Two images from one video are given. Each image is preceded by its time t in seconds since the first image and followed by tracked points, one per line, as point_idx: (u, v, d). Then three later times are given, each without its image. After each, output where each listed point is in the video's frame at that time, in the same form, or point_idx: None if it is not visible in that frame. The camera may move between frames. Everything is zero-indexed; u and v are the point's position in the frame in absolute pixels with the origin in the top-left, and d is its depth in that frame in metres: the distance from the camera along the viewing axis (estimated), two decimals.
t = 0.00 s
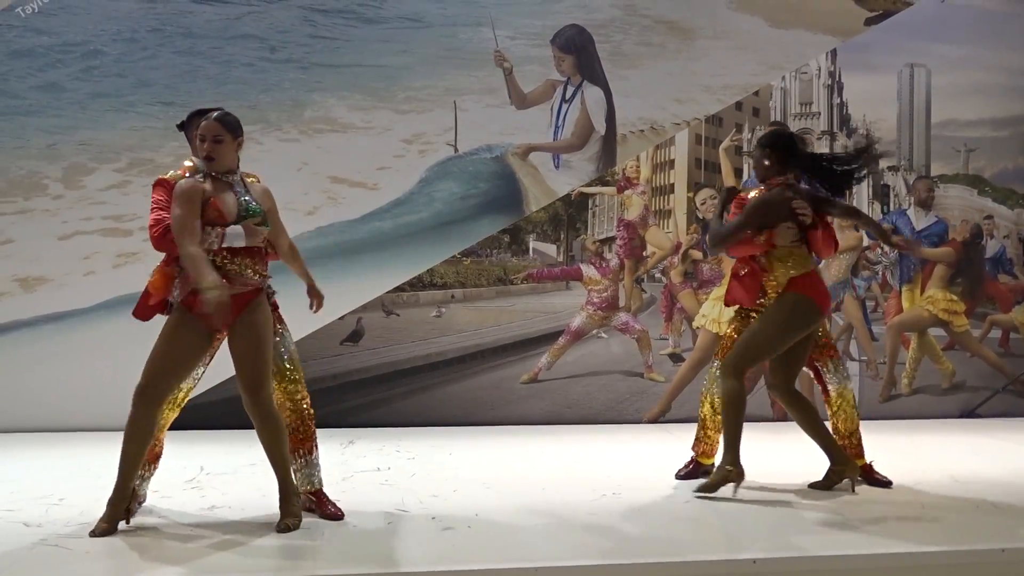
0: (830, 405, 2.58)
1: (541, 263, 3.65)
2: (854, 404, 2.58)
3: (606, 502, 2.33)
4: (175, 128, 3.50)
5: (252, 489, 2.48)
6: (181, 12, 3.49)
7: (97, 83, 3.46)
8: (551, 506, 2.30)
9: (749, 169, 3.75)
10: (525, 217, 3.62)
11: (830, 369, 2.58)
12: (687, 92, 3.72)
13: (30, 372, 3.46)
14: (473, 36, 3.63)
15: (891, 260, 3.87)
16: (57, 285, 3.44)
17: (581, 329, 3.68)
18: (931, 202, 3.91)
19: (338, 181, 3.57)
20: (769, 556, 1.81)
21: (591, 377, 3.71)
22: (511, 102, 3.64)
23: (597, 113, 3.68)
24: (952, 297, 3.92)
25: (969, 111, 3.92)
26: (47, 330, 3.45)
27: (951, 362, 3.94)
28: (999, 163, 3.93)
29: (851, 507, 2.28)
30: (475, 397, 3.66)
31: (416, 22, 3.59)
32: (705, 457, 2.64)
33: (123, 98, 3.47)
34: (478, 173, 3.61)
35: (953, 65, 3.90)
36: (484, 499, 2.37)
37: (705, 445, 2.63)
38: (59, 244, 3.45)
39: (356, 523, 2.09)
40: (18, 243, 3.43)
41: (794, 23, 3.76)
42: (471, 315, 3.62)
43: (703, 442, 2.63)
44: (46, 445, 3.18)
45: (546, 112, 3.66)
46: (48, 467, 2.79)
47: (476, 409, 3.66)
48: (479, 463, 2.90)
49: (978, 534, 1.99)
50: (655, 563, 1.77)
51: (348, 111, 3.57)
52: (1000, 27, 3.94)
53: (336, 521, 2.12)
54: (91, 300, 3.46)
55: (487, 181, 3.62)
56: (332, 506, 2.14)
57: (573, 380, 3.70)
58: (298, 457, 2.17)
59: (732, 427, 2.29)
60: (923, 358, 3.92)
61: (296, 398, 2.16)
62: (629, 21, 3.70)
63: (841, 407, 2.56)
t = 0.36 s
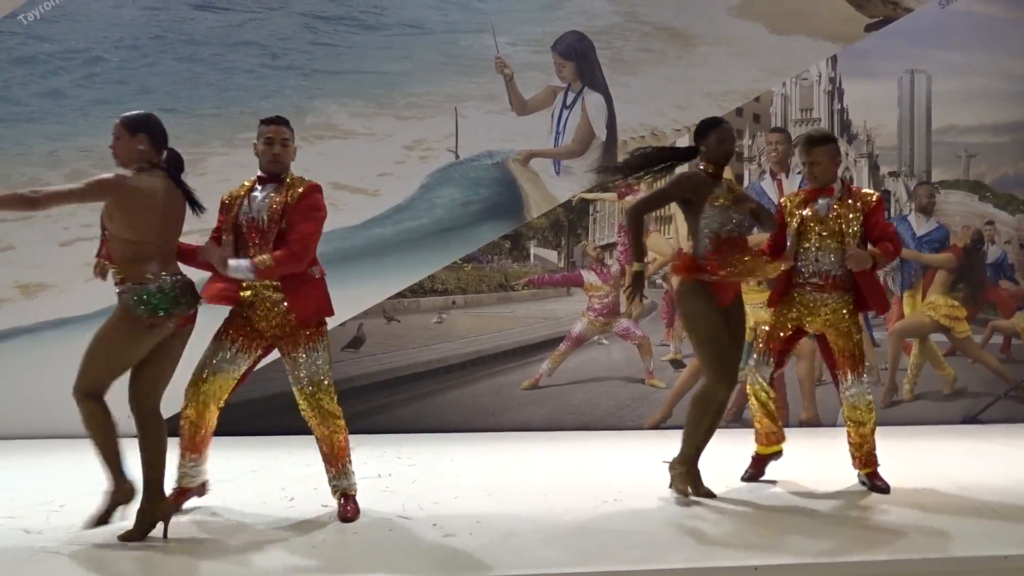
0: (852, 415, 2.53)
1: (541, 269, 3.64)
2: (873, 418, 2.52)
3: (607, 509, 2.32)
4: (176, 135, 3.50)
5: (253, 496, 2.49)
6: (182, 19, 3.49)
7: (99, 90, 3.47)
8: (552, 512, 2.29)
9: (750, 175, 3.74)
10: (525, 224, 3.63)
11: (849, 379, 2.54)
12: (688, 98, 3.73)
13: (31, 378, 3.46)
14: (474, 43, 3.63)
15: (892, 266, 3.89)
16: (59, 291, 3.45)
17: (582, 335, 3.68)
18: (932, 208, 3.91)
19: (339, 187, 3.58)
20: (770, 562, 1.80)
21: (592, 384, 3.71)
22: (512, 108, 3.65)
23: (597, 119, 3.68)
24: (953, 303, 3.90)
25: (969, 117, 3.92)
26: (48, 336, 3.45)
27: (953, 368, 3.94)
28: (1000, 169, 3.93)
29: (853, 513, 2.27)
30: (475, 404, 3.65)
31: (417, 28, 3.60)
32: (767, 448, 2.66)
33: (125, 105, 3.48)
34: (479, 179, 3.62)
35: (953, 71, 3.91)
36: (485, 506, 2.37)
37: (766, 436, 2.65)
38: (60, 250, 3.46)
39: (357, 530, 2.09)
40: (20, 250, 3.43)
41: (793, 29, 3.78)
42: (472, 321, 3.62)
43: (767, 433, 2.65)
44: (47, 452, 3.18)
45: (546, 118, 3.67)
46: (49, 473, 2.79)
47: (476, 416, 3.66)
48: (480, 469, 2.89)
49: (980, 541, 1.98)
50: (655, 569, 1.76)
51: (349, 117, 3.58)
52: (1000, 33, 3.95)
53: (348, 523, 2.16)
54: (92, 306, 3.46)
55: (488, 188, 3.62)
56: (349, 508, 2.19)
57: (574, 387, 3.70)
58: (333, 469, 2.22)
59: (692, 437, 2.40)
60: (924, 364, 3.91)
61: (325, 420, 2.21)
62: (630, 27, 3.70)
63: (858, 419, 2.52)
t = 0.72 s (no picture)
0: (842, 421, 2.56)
1: (542, 276, 3.62)
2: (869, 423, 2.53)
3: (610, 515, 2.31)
4: (178, 143, 3.51)
5: (255, 503, 2.47)
6: (184, 28, 3.50)
7: (100, 99, 3.47)
8: (554, 519, 2.29)
9: (751, 182, 3.76)
10: (527, 230, 3.64)
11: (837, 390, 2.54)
12: (688, 105, 3.73)
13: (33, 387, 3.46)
14: (475, 50, 3.64)
15: (892, 271, 3.90)
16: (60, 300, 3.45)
17: (584, 341, 3.67)
18: (933, 213, 3.91)
19: (340, 194, 3.58)
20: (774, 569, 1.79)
21: (595, 391, 3.70)
22: (512, 116, 3.66)
23: (598, 126, 3.69)
24: (955, 308, 3.92)
25: (969, 122, 3.92)
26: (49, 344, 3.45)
27: (955, 373, 3.93)
28: (1000, 175, 3.93)
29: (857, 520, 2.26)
30: (478, 410, 3.65)
31: (418, 36, 3.61)
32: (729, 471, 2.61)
33: (126, 113, 3.48)
34: (480, 186, 3.62)
35: (953, 76, 3.91)
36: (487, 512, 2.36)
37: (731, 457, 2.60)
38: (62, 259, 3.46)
39: (358, 537, 2.08)
40: (21, 258, 3.43)
41: (793, 35, 3.78)
42: (473, 328, 3.63)
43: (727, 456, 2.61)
44: (49, 460, 3.18)
45: (547, 125, 3.67)
46: (51, 482, 2.79)
47: (478, 423, 3.66)
48: (482, 476, 2.89)
49: (983, 547, 1.97)
50: None
51: (351, 124, 3.58)
52: (1000, 38, 3.95)
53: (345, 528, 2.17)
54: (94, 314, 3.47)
55: (489, 195, 3.62)
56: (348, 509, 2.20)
57: (577, 394, 3.69)
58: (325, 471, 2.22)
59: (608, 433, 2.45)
60: (927, 369, 3.91)
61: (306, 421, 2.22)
62: (630, 34, 3.71)
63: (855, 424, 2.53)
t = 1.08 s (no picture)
0: (861, 419, 2.58)
1: (550, 281, 3.64)
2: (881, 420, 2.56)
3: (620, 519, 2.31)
4: (185, 149, 3.52)
5: (264, 510, 2.47)
6: (190, 35, 3.51)
7: (107, 106, 3.48)
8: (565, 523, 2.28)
9: (757, 185, 3.78)
10: (533, 234, 3.63)
11: (859, 386, 2.56)
12: (694, 109, 3.73)
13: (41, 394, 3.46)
14: (480, 55, 3.65)
15: (900, 274, 3.88)
16: (68, 307, 3.45)
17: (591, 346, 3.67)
18: (940, 217, 3.91)
19: (347, 200, 3.58)
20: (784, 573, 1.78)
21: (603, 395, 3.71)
22: (519, 121, 3.66)
23: (604, 130, 3.68)
24: (963, 311, 3.91)
25: (975, 125, 3.92)
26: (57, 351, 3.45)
27: (963, 376, 3.93)
28: (1006, 177, 3.94)
29: (867, 523, 2.25)
30: (485, 415, 3.65)
31: (423, 42, 3.62)
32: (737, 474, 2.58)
33: (133, 121, 3.49)
34: (487, 191, 3.62)
35: (958, 79, 3.91)
36: (496, 517, 2.36)
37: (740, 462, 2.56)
38: (70, 266, 3.46)
39: (367, 543, 2.08)
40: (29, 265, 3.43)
41: (798, 39, 3.78)
42: (481, 333, 3.63)
43: (734, 462, 2.58)
44: (58, 467, 3.18)
45: (553, 130, 3.68)
46: (58, 488, 2.79)
47: (487, 427, 3.65)
48: (492, 481, 2.88)
49: (995, 551, 1.96)
50: None
51: (357, 130, 3.59)
52: (1005, 42, 3.95)
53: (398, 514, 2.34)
54: (102, 321, 3.47)
55: (496, 200, 3.63)
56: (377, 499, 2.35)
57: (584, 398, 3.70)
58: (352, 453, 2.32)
59: (568, 443, 2.36)
60: (934, 372, 3.91)
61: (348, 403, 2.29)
62: (635, 38, 3.72)
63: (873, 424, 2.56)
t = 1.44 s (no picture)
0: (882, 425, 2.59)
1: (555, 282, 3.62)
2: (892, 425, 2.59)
3: (626, 520, 2.31)
4: (191, 152, 3.53)
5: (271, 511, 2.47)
6: (196, 38, 3.53)
7: (114, 110, 3.50)
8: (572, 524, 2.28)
9: (763, 185, 3.78)
10: (538, 235, 3.64)
11: (887, 388, 2.57)
12: (699, 109, 3.72)
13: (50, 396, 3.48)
14: (484, 57, 3.65)
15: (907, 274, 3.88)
16: (76, 309, 3.47)
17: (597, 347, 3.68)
18: (947, 216, 3.88)
19: (352, 202, 3.59)
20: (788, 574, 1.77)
21: (609, 395, 3.71)
22: (523, 122, 3.66)
23: (609, 130, 3.69)
24: (970, 311, 3.89)
25: (982, 124, 3.90)
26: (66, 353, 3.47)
27: (971, 376, 3.91)
28: (1014, 176, 3.92)
29: (873, 524, 2.24)
30: (491, 416, 3.65)
31: (428, 44, 3.63)
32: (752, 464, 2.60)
33: (140, 124, 3.51)
34: (491, 193, 3.63)
35: (964, 78, 3.89)
36: (502, 518, 2.36)
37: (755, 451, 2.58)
38: (77, 268, 3.48)
39: (371, 544, 2.08)
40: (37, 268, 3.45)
41: (803, 38, 3.77)
42: (486, 334, 3.63)
43: (756, 447, 2.59)
44: (67, 469, 3.19)
45: (558, 130, 3.67)
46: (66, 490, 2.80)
47: (493, 429, 3.65)
48: (497, 482, 2.87)
49: (1002, 552, 1.95)
50: None
51: (362, 132, 3.60)
52: (1012, 40, 3.93)
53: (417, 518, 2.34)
54: (110, 323, 3.49)
55: (501, 201, 3.63)
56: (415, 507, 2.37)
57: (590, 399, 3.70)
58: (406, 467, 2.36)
59: (568, 452, 2.33)
60: (942, 372, 3.89)
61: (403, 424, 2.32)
62: (640, 39, 3.71)
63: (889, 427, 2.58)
